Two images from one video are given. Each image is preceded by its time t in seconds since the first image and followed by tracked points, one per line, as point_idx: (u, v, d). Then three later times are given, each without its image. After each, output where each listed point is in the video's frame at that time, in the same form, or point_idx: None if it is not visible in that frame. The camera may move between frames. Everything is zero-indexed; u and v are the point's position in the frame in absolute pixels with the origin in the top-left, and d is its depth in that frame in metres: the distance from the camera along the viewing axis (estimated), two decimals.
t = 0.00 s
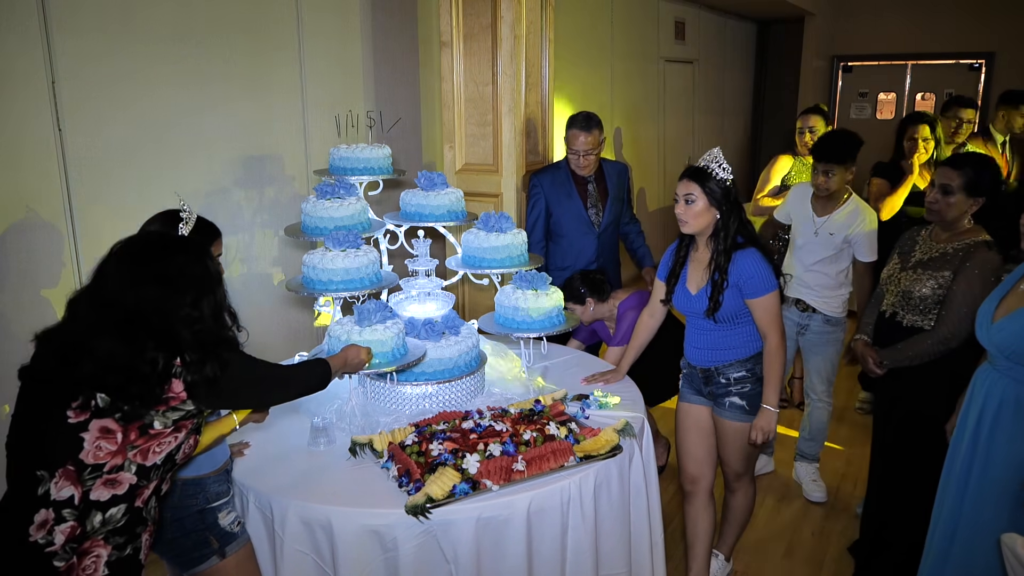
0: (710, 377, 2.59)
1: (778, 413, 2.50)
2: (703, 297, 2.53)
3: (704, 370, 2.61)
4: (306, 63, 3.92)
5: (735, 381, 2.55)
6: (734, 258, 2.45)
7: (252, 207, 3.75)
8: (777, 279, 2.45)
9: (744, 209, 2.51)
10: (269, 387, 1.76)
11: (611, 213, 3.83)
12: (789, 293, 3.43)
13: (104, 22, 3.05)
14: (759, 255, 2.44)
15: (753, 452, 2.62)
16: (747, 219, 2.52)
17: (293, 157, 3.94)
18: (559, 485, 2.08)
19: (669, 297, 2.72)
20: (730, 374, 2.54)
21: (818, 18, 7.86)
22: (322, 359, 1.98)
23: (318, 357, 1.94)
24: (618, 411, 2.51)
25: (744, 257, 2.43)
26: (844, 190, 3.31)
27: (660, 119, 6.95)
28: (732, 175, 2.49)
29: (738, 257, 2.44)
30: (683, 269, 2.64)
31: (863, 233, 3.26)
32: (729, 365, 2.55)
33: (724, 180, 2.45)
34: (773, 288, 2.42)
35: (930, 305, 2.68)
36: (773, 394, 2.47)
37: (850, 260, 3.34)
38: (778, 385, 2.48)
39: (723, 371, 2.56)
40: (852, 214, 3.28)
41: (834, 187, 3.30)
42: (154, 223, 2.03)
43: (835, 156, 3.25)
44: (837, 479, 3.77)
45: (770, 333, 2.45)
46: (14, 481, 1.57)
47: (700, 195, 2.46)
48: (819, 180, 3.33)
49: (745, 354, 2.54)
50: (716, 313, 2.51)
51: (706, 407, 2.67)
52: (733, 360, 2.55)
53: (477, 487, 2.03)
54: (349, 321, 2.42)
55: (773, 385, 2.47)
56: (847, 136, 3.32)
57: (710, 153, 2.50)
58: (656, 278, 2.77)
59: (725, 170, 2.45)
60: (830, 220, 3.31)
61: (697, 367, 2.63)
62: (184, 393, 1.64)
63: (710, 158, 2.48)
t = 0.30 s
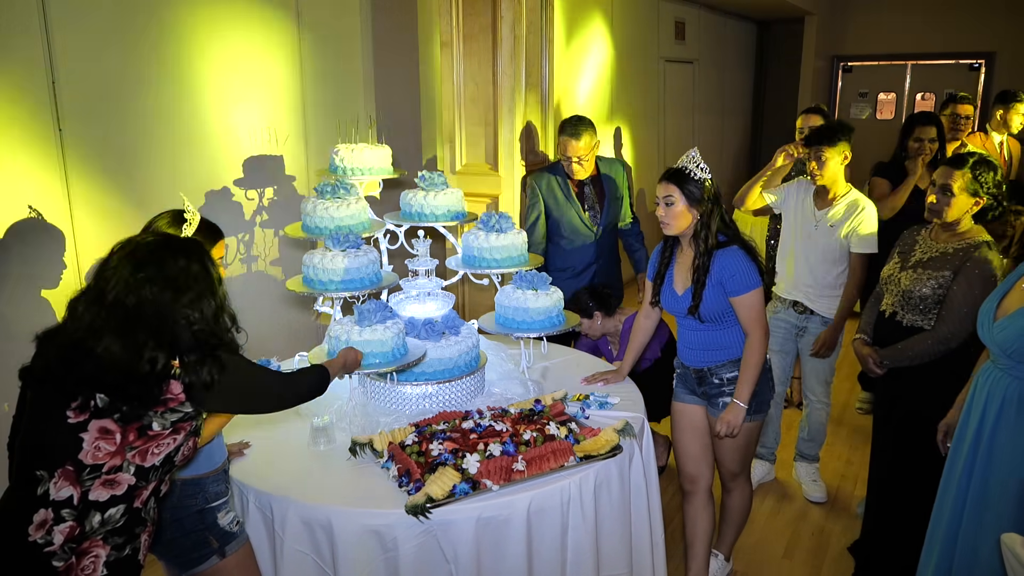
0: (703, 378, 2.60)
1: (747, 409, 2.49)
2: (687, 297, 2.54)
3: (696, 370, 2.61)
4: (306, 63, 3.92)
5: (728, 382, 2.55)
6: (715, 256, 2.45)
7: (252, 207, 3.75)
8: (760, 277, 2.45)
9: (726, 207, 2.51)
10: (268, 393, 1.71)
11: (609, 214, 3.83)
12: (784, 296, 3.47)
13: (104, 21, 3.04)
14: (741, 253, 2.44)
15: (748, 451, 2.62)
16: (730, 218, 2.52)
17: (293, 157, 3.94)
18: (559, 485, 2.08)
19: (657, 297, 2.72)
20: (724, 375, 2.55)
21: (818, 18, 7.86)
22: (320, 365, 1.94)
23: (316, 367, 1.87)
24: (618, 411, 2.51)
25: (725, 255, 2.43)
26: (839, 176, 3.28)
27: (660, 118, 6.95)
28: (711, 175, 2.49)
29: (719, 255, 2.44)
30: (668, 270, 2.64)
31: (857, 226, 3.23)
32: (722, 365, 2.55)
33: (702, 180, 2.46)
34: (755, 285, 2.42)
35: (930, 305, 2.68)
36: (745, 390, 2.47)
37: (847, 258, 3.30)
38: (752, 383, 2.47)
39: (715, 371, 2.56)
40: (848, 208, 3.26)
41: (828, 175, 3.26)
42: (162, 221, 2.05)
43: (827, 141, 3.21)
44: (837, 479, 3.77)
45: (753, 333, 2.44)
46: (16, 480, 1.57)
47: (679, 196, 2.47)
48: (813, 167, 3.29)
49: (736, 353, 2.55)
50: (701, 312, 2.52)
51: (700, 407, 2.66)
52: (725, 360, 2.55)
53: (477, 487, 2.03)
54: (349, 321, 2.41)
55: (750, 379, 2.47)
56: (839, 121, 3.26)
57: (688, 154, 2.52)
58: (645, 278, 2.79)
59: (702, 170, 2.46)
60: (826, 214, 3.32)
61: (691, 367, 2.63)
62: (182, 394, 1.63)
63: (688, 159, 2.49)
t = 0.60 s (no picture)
0: (699, 377, 2.59)
1: (737, 408, 2.49)
2: (683, 296, 2.54)
3: (693, 369, 2.61)
4: (306, 62, 3.93)
5: (723, 381, 2.55)
6: (712, 256, 2.46)
7: (252, 207, 3.75)
8: (756, 277, 2.46)
9: (724, 207, 2.50)
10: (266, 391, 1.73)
11: (608, 215, 3.82)
12: (777, 298, 3.45)
13: (103, 21, 3.04)
14: (738, 253, 2.44)
15: (744, 450, 2.62)
16: (728, 218, 2.51)
17: (293, 157, 3.94)
18: (559, 485, 2.08)
19: (655, 296, 2.71)
20: (718, 374, 2.55)
21: (818, 18, 7.86)
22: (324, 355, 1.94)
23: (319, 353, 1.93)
24: (617, 411, 2.51)
25: (722, 256, 2.44)
26: (831, 170, 3.28)
27: (660, 119, 6.95)
28: (709, 175, 2.50)
29: (716, 255, 2.45)
30: (665, 270, 2.64)
31: (852, 221, 3.24)
32: (717, 364, 2.55)
33: (700, 180, 2.46)
34: (751, 285, 2.42)
35: (930, 305, 2.68)
36: (734, 389, 2.47)
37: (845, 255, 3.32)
38: (741, 385, 2.47)
39: (711, 370, 2.56)
40: (843, 205, 3.25)
41: (819, 166, 3.26)
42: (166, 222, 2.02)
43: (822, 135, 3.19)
44: (837, 479, 3.77)
45: (748, 333, 2.44)
46: (16, 480, 1.57)
47: (677, 196, 2.47)
48: (804, 159, 3.29)
49: (732, 353, 2.55)
50: (696, 312, 2.52)
51: (696, 406, 2.64)
52: (721, 359, 2.55)
53: (477, 487, 2.03)
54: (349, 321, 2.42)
55: (741, 378, 2.47)
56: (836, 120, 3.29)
57: (685, 155, 2.52)
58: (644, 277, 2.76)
59: (700, 170, 2.46)
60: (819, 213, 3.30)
61: (688, 366, 2.63)
62: (178, 393, 1.61)
63: (686, 159, 2.49)
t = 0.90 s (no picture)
0: (701, 376, 2.60)
1: (751, 410, 2.48)
2: (686, 296, 2.55)
3: (694, 368, 2.62)
4: (307, 63, 3.93)
5: (725, 380, 2.55)
6: (714, 257, 2.45)
7: (252, 207, 3.75)
8: (758, 278, 2.45)
9: (727, 208, 2.50)
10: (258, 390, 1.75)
11: (612, 214, 3.83)
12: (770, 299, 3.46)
13: (104, 21, 3.03)
14: (740, 254, 2.43)
15: (746, 450, 2.62)
16: (732, 218, 2.51)
17: (293, 157, 3.94)
18: (559, 485, 2.08)
19: (659, 296, 2.72)
20: (720, 373, 2.55)
21: (818, 18, 7.85)
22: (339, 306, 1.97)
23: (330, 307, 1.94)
24: (617, 411, 2.51)
25: (723, 257, 2.43)
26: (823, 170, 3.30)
27: (660, 119, 6.95)
28: (712, 176, 2.50)
29: (718, 256, 2.44)
30: (669, 270, 2.65)
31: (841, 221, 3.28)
32: (719, 364, 2.55)
33: (704, 182, 2.46)
34: (754, 286, 2.42)
35: (930, 306, 2.68)
36: (747, 392, 2.46)
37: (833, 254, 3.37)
38: (755, 380, 2.47)
39: (713, 369, 2.56)
40: (833, 207, 3.28)
41: (811, 165, 3.27)
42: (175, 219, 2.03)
43: (817, 134, 3.21)
44: (837, 479, 3.77)
45: (751, 333, 2.44)
46: (17, 479, 1.57)
47: (681, 198, 2.46)
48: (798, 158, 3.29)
49: (734, 353, 2.55)
50: (699, 312, 2.52)
51: (696, 403, 2.68)
52: (722, 359, 2.55)
53: (477, 487, 2.03)
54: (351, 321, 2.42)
55: (750, 381, 2.46)
56: (833, 121, 3.31)
57: (689, 155, 2.52)
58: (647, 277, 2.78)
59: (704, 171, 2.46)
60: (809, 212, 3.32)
61: (690, 365, 2.63)
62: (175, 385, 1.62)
63: (689, 160, 2.50)
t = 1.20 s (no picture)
0: (698, 376, 2.61)
1: (751, 412, 2.48)
2: (686, 296, 2.55)
3: (693, 368, 2.63)
4: (307, 63, 3.93)
5: (721, 382, 2.56)
6: (715, 256, 2.45)
7: (252, 207, 3.75)
8: (759, 279, 2.44)
9: (729, 207, 2.50)
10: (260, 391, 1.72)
11: (615, 213, 3.84)
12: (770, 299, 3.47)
13: (104, 21, 3.04)
14: (739, 254, 2.43)
15: (745, 451, 2.62)
16: (733, 219, 2.51)
17: (293, 157, 3.94)
18: (559, 485, 2.08)
19: (661, 296, 2.72)
20: (716, 375, 2.56)
21: (818, 18, 7.85)
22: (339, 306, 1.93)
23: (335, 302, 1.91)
24: (617, 411, 2.51)
25: (723, 256, 2.43)
26: (820, 169, 3.30)
27: (660, 119, 6.95)
28: (714, 174, 2.48)
29: (718, 256, 2.44)
30: (671, 269, 2.65)
31: (837, 220, 3.26)
32: (716, 365, 2.56)
33: (706, 181, 2.46)
34: (755, 287, 2.41)
35: (930, 306, 2.68)
36: (747, 393, 2.46)
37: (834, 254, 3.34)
38: (754, 382, 2.47)
39: (709, 370, 2.57)
40: (830, 206, 3.27)
41: (807, 165, 3.28)
42: (181, 220, 2.01)
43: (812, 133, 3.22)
44: (837, 479, 3.77)
45: (750, 334, 2.44)
46: (17, 478, 1.57)
47: (682, 197, 2.47)
48: (793, 159, 3.30)
49: (731, 354, 2.54)
50: (699, 312, 2.52)
51: (695, 403, 2.68)
52: (719, 360, 2.55)
53: (477, 487, 2.03)
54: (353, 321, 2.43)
55: (749, 383, 2.46)
56: (826, 121, 3.31)
57: (691, 154, 2.51)
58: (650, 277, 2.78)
59: (706, 170, 2.45)
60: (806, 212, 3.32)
61: (688, 365, 2.65)
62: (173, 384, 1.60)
63: (691, 159, 2.49)
